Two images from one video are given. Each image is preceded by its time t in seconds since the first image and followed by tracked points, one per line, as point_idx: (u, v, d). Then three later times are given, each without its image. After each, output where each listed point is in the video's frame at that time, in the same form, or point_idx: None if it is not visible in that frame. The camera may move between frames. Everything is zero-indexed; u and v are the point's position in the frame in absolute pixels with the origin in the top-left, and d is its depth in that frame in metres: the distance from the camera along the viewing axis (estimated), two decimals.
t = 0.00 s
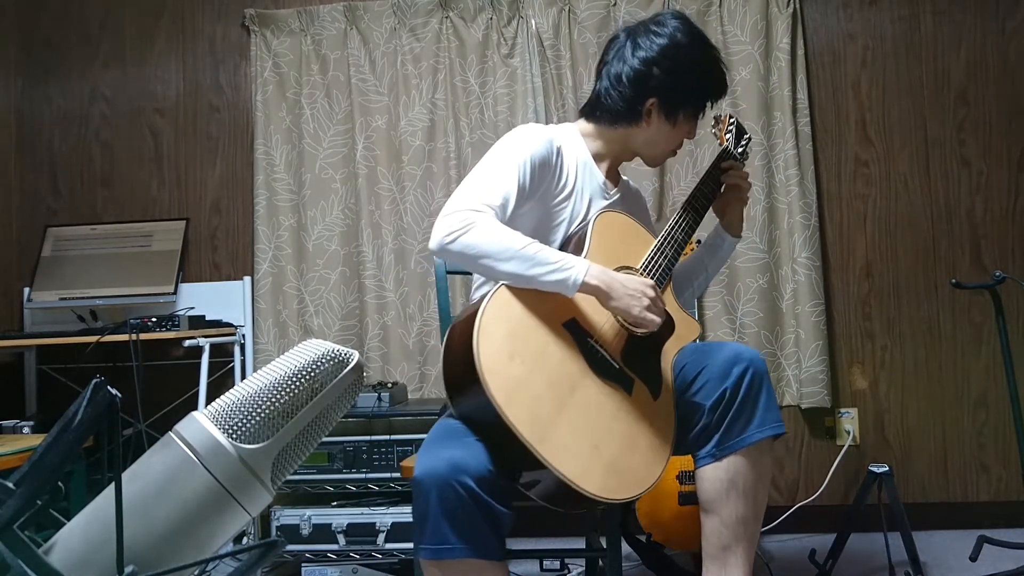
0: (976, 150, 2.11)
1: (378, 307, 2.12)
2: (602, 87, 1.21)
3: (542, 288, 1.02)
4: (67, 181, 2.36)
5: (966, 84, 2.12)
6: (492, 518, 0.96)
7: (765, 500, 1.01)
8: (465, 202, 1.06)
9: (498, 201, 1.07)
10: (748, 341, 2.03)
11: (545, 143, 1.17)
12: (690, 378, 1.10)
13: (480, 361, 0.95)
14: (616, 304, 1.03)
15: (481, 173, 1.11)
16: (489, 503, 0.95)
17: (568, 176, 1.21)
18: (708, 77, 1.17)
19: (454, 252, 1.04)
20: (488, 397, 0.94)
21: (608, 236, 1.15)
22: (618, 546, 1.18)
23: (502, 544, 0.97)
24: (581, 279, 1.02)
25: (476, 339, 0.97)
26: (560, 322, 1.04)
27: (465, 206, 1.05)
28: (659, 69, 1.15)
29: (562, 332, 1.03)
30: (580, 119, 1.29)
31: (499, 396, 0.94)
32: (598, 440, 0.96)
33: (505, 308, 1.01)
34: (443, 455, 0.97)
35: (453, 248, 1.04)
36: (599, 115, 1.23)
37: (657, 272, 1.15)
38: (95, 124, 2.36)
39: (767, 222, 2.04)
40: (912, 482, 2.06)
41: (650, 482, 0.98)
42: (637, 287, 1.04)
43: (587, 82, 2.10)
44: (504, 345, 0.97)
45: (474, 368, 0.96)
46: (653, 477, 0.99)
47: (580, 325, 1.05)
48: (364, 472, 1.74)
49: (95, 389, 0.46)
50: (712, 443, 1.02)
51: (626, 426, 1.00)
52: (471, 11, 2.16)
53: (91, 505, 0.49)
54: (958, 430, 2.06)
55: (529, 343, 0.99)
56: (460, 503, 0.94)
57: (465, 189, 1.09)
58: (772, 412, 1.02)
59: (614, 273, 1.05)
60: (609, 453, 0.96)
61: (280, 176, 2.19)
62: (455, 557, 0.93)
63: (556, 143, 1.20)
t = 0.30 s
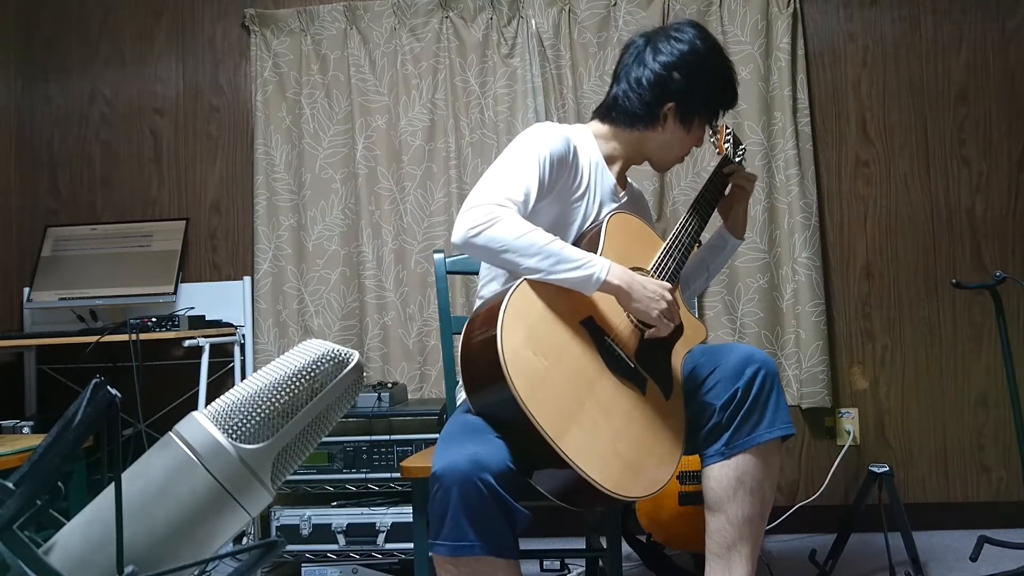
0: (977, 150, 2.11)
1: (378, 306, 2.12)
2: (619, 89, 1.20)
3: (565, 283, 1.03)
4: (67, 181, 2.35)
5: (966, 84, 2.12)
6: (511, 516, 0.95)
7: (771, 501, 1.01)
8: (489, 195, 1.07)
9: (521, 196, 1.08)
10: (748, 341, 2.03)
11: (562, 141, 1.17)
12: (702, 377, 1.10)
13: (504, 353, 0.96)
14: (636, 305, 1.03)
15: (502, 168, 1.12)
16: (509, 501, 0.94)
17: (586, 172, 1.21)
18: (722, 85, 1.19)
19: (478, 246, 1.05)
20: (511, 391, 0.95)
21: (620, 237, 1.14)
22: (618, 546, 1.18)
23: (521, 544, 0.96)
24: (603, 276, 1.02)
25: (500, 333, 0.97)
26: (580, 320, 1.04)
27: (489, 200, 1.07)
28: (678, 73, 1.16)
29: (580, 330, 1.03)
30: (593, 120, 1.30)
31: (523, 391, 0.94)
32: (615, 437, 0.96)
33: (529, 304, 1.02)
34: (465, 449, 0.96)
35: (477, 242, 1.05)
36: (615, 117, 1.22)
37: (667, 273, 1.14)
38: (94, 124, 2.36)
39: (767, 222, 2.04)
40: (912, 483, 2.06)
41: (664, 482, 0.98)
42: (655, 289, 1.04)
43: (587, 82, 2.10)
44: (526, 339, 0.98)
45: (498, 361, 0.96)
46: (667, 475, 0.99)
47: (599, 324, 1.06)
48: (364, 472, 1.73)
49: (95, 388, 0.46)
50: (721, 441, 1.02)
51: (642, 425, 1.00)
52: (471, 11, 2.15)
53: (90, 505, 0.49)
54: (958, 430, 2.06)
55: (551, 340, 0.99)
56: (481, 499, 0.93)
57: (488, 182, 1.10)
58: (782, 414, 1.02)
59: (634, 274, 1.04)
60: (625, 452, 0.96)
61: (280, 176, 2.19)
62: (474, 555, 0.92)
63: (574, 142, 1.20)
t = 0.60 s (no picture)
0: (977, 150, 2.11)
1: (379, 306, 2.12)
2: (639, 94, 1.20)
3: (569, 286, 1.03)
4: (67, 181, 2.35)
5: (967, 84, 2.12)
6: (511, 517, 0.94)
7: (772, 504, 1.01)
8: (496, 196, 1.07)
9: (527, 197, 1.08)
10: (748, 341, 2.03)
11: (572, 140, 1.16)
12: (706, 377, 1.09)
13: (506, 356, 0.96)
14: (642, 308, 1.03)
15: (510, 168, 1.11)
16: (509, 502, 0.94)
17: (593, 172, 1.21)
18: (738, 102, 1.19)
19: (484, 247, 1.04)
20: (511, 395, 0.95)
21: (625, 240, 1.15)
22: (618, 546, 1.18)
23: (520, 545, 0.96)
24: (609, 279, 1.02)
25: (503, 337, 0.98)
26: (581, 323, 1.04)
27: (495, 201, 1.06)
28: (694, 89, 1.15)
29: (583, 334, 1.03)
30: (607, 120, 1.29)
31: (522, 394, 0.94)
32: (618, 440, 0.97)
33: (532, 308, 1.02)
34: (465, 449, 0.96)
35: (483, 243, 1.04)
36: (630, 121, 1.22)
37: (671, 276, 1.14)
38: (94, 124, 2.36)
39: (767, 222, 2.04)
40: (912, 482, 2.06)
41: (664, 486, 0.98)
42: (661, 292, 1.04)
43: (587, 82, 2.10)
44: (529, 343, 0.98)
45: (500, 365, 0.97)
46: (669, 478, 0.99)
47: (601, 327, 1.06)
48: (364, 472, 1.73)
49: (95, 388, 0.46)
50: (722, 444, 1.02)
51: (642, 428, 1.00)
52: (471, 11, 2.15)
53: (91, 506, 0.49)
54: (958, 430, 2.06)
55: (552, 343, 0.99)
56: (480, 500, 0.93)
57: (495, 183, 1.09)
58: (785, 417, 1.01)
59: (640, 278, 1.04)
60: (625, 455, 0.96)
61: (280, 176, 2.19)
62: (472, 555, 0.92)
63: (582, 142, 1.20)
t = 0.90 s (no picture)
0: (977, 150, 2.11)
1: (378, 306, 2.12)
2: (625, 87, 1.20)
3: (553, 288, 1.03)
4: (67, 181, 2.35)
5: (967, 84, 2.12)
6: (494, 520, 0.95)
7: (768, 507, 1.01)
8: (481, 197, 1.07)
9: (513, 198, 1.08)
10: (748, 341, 2.03)
11: (562, 139, 1.16)
12: (698, 380, 1.09)
13: (487, 363, 0.96)
14: (629, 308, 1.02)
15: (498, 168, 1.11)
16: (490, 503, 0.95)
17: (584, 171, 1.20)
18: (729, 82, 1.18)
19: (468, 250, 1.05)
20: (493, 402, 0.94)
21: (620, 237, 1.14)
22: (618, 545, 1.18)
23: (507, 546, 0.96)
24: (594, 280, 1.02)
25: (485, 343, 0.97)
26: (569, 326, 1.03)
27: (481, 203, 1.06)
28: (682, 73, 1.15)
29: (570, 337, 1.02)
30: (597, 116, 1.29)
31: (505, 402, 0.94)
32: (603, 444, 0.96)
33: (516, 312, 1.01)
34: (446, 454, 0.98)
35: (467, 246, 1.04)
36: (619, 112, 1.22)
37: (667, 273, 1.14)
38: (94, 123, 2.36)
39: (767, 222, 2.04)
40: (912, 482, 2.06)
41: (652, 489, 0.98)
42: (651, 291, 1.03)
43: (587, 82, 2.10)
44: (512, 350, 0.97)
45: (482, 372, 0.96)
46: (657, 482, 0.99)
47: (589, 329, 1.05)
48: (364, 472, 1.73)
49: (95, 388, 0.46)
50: (716, 448, 1.02)
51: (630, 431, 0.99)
52: (471, 11, 2.15)
53: (91, 506, 0.49)
54: (958, 431, 2.06)
55: (536, 348, 0.99)
56: (461, 502, 0.94)
57: (481, 184, 1.10)
58: (778, 419, 1.01)
59: (628, 277, 1.04)
60: (613, 459, 0.96)
61: (280, 176, 2.19)
62: (456, 558, 0.93)
63: (574, 140, 1.19)
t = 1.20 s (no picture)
0: (977, 150, 2.11)
1: (378, 307, 2.12)
2: (612, 80, 1.18)
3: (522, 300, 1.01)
4: (67, 180, 2.35)
5: (967, 84, 2.12)
6: (461, 529, 0.98)
7: (758, 509, 1.01)
8: (451, 209, 1.06)
9: (484, 210, 1.07)
10: (748, 342, 2.03)
11: (540, 144, 1.16)
12: (680, 387, 1.10)
13: (453, 382, 0.94)
14: (601, 319, 1.00)
15: (472, 177, 1.11)
16: (454, 513, 0.97)
17: (563, 177, 1.20)
18: (718, 79, 1.15)
19: (438, 263, 1.04)
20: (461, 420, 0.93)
21: (598, 239, 1.12)
22: (618, 545, 1.18)
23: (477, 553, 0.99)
24: (563, 292, 1.00)
25: (450, 361, 0.95)
26: (541, 336, 1.02)
27: (450, 216, 1.05)
28: (669, 69, 1.13)
29: (541, 347, 1.01)
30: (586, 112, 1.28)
31: (472, 420, 0.92)
32: (579, 454, 0.95)
33: (483, 326, 0.99)
34: (409, 467, 0.99)
35: (436, 259, 1.04)
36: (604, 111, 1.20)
37: (649, 277, 1.11)
38: (94, 123, 2.36)
39: (767, 222, 2.04)
40: (911, 482, 2.06)
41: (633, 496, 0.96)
42: (623, 300, 1.00)
43: (587, 82, 2.10)
44: (480, 366, 0.96)
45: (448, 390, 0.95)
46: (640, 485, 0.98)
47: (563, 338, 1.03)
48: (364, 472, 1.74)
49: (96, 388, 0.46)
50: (701, 456, 1.02)
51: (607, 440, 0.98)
52: (471, 11, 2.15)
53: (91, 505, 0.49)
54: (958, 431, 2.06)
55: (505, 361, 0.97)
56: (425, 515, 0.96)
57: (452, 198, 1.09)
58: (761, 422, 1.02)
59: (599, 287, 1.01)
60: (590, 469, 0.95)
61: (280, 176, 2.19)
62: (423, 569, 0.95)
63: (552, 145, 1.19)
